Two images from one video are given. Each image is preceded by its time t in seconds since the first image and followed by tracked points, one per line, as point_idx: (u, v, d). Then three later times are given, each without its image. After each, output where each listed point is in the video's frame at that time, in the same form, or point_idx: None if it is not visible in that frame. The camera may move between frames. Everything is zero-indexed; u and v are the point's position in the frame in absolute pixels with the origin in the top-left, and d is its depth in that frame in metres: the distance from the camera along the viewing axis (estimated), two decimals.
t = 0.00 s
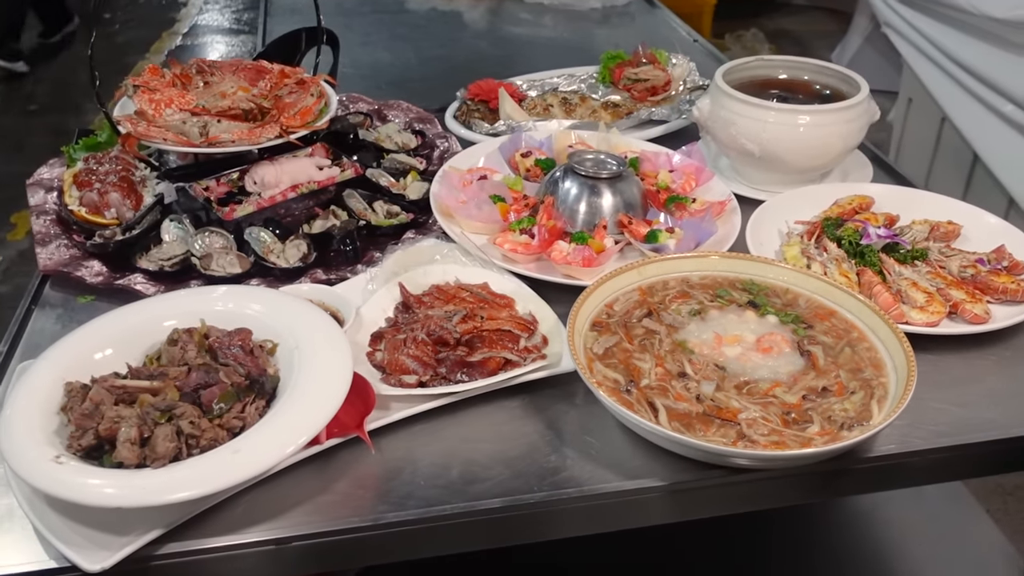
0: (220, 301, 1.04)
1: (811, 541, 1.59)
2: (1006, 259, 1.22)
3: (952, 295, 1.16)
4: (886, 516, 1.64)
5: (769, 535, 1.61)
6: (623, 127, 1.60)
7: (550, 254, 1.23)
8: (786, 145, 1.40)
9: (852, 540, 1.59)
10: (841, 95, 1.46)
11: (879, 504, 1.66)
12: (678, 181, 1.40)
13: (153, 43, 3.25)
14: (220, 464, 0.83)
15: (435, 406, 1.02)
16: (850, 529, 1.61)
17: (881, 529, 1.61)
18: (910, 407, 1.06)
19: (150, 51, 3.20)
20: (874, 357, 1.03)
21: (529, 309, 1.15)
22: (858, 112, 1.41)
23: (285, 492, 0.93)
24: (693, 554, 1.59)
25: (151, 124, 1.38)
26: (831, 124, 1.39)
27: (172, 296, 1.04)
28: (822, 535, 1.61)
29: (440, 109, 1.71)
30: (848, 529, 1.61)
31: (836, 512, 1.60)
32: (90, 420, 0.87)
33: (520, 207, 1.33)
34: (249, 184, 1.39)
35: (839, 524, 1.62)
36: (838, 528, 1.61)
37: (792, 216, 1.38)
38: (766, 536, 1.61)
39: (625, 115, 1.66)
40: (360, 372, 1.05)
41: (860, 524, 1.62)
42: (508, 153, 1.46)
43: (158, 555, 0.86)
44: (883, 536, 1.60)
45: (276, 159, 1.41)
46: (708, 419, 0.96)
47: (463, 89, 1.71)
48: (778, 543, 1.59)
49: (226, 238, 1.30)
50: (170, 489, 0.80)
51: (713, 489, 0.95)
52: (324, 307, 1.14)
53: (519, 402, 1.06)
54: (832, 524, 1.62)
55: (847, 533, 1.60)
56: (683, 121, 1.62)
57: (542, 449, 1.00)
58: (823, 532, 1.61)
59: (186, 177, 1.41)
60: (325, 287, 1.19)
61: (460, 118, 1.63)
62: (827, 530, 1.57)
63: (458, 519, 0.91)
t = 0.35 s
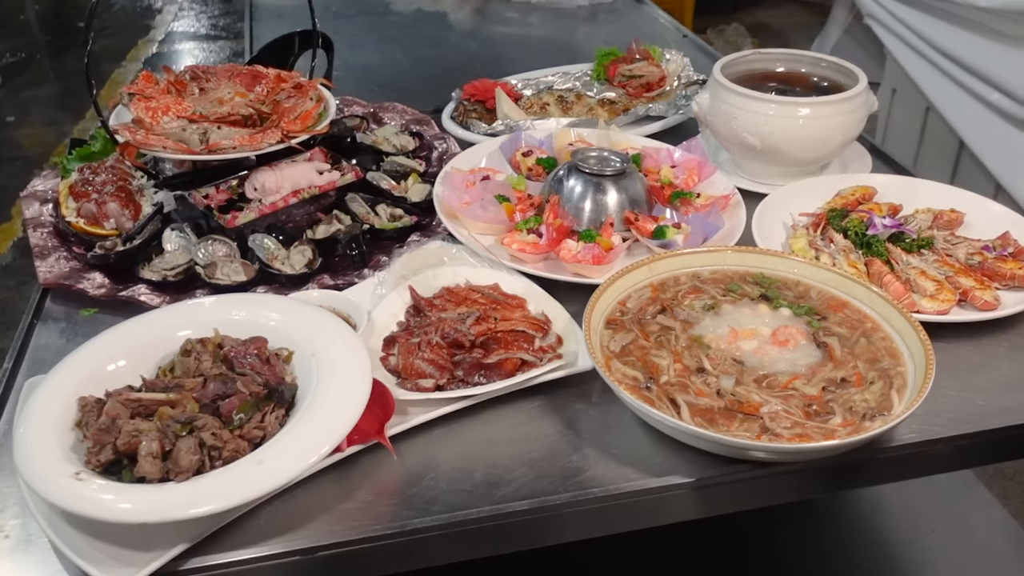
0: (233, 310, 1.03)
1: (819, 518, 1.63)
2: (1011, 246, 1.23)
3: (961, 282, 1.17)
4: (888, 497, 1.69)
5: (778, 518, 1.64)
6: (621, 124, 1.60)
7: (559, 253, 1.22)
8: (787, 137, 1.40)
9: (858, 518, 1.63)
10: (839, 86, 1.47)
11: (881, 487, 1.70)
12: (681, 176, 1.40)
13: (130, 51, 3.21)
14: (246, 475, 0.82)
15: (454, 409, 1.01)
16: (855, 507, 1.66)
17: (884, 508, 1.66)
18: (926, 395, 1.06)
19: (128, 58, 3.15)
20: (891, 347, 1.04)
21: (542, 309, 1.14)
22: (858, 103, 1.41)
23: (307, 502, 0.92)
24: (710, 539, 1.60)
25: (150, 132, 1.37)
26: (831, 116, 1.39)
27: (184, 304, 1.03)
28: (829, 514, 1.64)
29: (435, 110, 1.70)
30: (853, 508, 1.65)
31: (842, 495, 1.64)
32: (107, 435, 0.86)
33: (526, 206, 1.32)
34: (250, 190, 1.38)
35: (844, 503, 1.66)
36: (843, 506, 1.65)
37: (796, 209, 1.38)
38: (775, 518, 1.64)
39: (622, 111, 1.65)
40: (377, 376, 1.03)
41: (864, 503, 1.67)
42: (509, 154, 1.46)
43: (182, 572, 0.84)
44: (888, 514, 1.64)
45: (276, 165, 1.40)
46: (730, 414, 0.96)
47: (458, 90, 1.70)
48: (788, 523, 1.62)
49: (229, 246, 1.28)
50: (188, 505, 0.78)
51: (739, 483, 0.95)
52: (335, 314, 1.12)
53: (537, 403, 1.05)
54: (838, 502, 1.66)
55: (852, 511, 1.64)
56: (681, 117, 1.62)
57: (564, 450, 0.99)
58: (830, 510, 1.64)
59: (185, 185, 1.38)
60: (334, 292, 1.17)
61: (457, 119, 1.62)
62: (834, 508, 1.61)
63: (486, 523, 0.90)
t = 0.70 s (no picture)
0: (240, 321, 1.02)
1: (826, 507, 1.65)
2: (1011, 233, 1.24)
3: (964, 271, 1.17)
4: (894, 487, 1.70)
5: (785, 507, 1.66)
6: (614, 122, 1.60)
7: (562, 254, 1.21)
8: (783, 131, 1.40)
9: (864, 507, 1.64)
10: (832, 79, 1.47)
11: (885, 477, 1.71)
12: (679, 173, 1.40)
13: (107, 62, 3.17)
14: (263, 489, 0.80)
15: (466, 415, 1.00)
16: (863, 496, 1.67)
17: (892, 497, 1.67)
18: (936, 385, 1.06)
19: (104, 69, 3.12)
20: (900, 338, 1.04)
21: (548, 311, 1.13)
22: (852, 95, 1.42)
23: (324, 514, 0.91)
24: (716, 529, 1.62)
25: (143, 143, 1.36)
26: (826, 109, 1.39)
27: (191, 317, 1.01)
28: (835, 503, 1.66)
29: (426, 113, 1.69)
30: (859, 498, 1.67)
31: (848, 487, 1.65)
32: (118, 454, 0.84)
33: (526, 208, 1.31)
34: (246, 200, 1.37)
35: (852, 493, 1.67)
36: (851, 495, 1.67)
37: (795, 203, 1.38)
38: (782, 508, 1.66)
39: (615, 110, 1.65)
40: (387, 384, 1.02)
41: (872, 492, 1.68)
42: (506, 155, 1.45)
43: None
44: (896, 503, 1.65)
45: (271, 173, 1.39)
46: (746, 410, 0.95)
47: (449, 92, 1.69)
48: (795, 512, 1.64)
49: (228, 258, 1.26)
50: (202, 523, 0.76)
51: (758, 479, 0.95)
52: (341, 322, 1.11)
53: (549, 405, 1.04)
54: (846, 491, 1.67)
55: (860, 500, 1.65)
56: (673, 114, 1.61)
57: (580, 452, 0.98)
58: (837, 499, 1.66)
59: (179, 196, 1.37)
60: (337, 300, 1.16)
61: (450, 122, 1.62)
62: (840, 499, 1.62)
63: (506, 528, 0.89)
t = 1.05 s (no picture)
0: (243, 333, 1.00)
1: (827, 501, 1.66)
2: (1003, 223, 1.25)
3: (960, 261, 1.18)
4: (894, 480, 1.71)
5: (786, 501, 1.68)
6: (603, 122, 1.60)
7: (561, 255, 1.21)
8: (774, 126, 1.41)
9: (864, 499, 1.66)
10: (820, 74, 1.48)
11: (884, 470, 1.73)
12: (671, 171, 1.40)
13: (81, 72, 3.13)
14: (273, 503, 0.79)
15: (473, 420, 0.99)
16: (864, 489, 1.69)
17: (892, 489, 1.69)
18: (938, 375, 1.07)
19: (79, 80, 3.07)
20: (901, 330, 1.04)
21: (550, 313, 1.13)
22: (841, 89, 1.42)
23: (335, 525, 0.89)
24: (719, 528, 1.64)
25: (132, 155, 1.34)
26: (815, 103, 1.40)
27: (192, 329, 1.00)
28: (837, 497, 1.68)
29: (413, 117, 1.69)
30: (860, 490, 1.68)
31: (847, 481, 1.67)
32: (125, 471, 0.82)
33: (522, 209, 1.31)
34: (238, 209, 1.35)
35: (852, 487, 1.69)
36: (852, 488, 1.68)
37: (788, 197, 1.39)
38: (783, 502, 1.68)
39: (603, 109, 1.65)
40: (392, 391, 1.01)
41: (873, 485, 1.69)
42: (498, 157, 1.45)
43: None
44: (896, 495, 1.67)
45: (262, 181, 1.37)
46: (754, 406, 0.95)
47: (436, 95, 1.68)
48: (794, 506, 1.66)
49: (221, 268, 1.24)
50: (210, 540, 0.75)
51: (768, 475, 0.95)
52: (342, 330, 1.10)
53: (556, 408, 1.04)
54: (847, 484, 1.69)
55: (860, 492, 1.67)
56: (661, 112, 1.62)
57: (590, 453, 0.98)
58: (838, 493, 1.68)
59: (168, 208, 1.35)
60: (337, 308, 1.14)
61: (439, 126, 1.61)
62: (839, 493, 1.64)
63: (519, 533, 0.89)
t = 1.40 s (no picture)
0: (245, 341, 0.99)
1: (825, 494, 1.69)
2: (993, 213, 1.26)
3: (952, 252, 1.19)
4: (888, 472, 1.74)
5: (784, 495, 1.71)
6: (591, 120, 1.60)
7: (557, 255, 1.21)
8: (763, 122, 1.41)
9: (861, 493, 1.68)
10: (806, 69, 1.49)
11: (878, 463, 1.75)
12: (663, 169, 1.40)
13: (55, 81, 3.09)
14: (281, 513, 0.78)
15: (479, 424, 0.98)
16: (860, 482, 1.71)
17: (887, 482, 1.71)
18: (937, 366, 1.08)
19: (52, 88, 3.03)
20: (900, 321, 1.05)
21: (550, 313, 1.12)
22: (827, 84, 1.43)
23: (344, 533, 0.89)
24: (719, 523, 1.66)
25: (120, 163, 1.33)
26: (803, 98, 1.41)
27: (192, 339, 0.99)
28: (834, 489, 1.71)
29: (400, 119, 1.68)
30: (857, 483, 1.71)
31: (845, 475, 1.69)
32: (131, 486, 0.81)
33: (515, 210, 1.31)
34: (228, 216, 1.33)
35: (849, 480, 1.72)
36: (849, 481, 1.71)
37: (779, 192, 1.39)
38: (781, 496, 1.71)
39: (590, 107, 1.65)
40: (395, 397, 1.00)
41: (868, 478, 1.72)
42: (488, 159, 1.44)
43: None
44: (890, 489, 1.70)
45: (252, 188, 1.35)
46: (759, 402, 0.95)
47: (423, 97, 1.67)
48: (792, 497, 1.68)
49: (213, 276, 1.22)
50: (219, 554, 0.74)
51: (774, 470, 0.95)
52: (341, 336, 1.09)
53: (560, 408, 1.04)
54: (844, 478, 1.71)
55: (857, 485, 1.70)
56: (649, 109, 1.62)
57: (596, 453, 0.98)
58: (835, 486, 1.70)
59: (157, 216, 1.35)
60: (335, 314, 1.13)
61: (427, 128, 1.60)
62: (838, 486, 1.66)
63: (530, 537, 0.88)
